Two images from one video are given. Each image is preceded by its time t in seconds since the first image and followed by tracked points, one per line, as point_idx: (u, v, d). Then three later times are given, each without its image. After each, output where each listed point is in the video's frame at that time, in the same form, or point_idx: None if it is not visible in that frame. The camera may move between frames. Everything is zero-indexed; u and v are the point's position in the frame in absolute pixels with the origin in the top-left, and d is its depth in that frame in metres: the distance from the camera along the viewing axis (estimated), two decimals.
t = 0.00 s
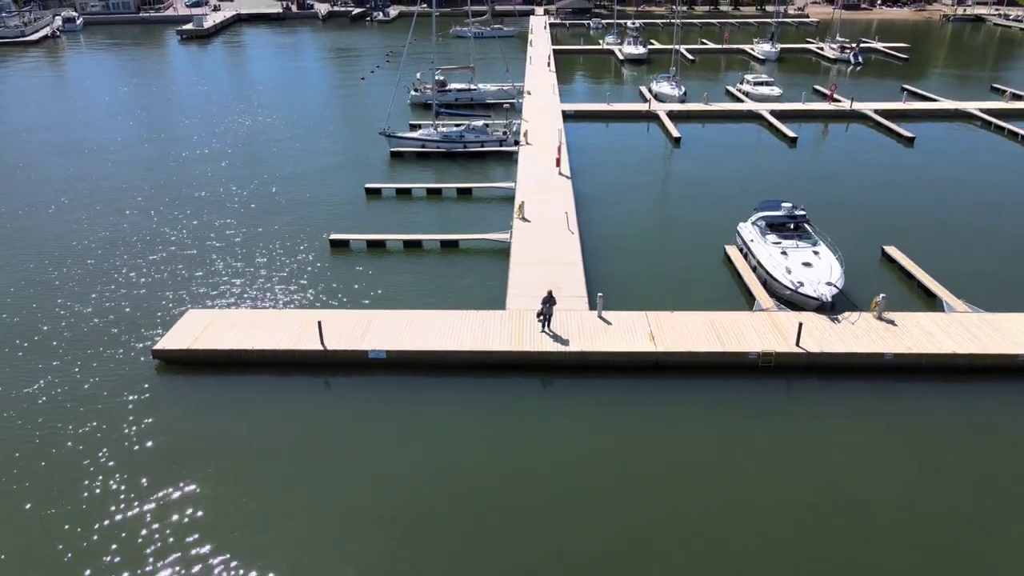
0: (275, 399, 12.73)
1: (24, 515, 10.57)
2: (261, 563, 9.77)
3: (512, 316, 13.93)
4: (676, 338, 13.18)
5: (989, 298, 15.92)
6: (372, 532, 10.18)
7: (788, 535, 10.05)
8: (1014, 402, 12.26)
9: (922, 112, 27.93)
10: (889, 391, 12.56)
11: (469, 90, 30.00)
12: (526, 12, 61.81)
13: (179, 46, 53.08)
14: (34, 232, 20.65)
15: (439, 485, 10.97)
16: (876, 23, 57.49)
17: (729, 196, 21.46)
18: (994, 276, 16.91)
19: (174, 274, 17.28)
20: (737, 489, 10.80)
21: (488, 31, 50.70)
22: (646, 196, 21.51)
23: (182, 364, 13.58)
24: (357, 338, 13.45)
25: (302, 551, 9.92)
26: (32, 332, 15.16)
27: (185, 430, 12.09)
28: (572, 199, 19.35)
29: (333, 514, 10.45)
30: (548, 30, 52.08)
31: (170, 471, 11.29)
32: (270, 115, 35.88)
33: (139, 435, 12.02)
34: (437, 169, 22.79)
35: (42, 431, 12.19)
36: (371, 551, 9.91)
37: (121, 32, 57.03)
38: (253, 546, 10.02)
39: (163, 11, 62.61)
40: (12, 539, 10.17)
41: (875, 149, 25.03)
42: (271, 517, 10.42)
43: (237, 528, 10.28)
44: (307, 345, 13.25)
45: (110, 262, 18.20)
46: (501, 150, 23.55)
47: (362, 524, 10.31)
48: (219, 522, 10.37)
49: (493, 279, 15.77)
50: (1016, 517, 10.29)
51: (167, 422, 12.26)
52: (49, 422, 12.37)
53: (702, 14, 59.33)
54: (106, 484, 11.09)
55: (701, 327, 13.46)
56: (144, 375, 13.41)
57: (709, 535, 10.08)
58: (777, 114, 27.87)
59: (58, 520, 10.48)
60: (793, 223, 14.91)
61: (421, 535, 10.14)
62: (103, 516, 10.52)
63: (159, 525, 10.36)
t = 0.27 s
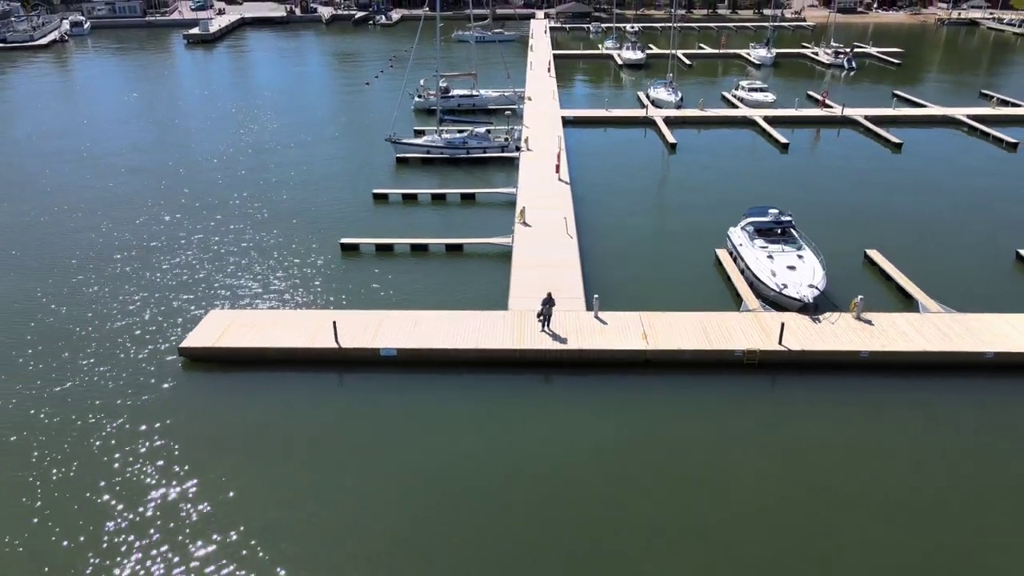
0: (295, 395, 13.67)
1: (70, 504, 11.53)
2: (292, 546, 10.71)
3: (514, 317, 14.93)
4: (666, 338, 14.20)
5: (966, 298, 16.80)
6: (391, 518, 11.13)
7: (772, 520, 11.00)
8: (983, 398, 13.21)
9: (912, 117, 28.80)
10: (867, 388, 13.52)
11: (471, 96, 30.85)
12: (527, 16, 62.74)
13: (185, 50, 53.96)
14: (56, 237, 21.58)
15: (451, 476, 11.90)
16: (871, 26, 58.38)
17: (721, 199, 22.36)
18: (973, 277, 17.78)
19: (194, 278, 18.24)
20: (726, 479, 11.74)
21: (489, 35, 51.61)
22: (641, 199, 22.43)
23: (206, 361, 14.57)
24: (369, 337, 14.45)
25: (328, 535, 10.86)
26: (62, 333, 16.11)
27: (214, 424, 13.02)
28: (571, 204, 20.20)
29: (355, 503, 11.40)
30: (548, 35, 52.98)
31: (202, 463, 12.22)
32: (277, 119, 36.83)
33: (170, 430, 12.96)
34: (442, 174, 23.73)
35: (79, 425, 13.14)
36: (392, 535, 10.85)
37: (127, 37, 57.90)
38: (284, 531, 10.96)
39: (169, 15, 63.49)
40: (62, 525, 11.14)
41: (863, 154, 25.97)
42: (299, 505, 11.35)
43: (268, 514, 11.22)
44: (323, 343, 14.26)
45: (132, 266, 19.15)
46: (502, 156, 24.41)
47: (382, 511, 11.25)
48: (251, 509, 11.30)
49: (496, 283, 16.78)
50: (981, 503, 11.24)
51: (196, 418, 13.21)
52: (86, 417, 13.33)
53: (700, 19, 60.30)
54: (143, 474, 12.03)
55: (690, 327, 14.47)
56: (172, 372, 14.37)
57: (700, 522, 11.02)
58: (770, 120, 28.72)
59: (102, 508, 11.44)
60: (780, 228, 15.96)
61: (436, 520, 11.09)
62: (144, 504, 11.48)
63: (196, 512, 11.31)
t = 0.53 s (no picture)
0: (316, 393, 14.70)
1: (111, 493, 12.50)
2: (318, 528, 11.72)
3: (516, 317, 16.02)
4: (658, 337, 15.30)
5: (942, 299, 17.85)
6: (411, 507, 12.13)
7: (759, 513, 12.04)
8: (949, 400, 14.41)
9: (899, 124, 29.85)
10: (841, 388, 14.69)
11: (475, 102, 31.84)
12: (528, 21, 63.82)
13: (193, 55, 55.00)
14: (79, 240, 22.56)
15: (464, 468, 12.90)
16: (867, 31, 59.42)
17: (714, 204, 23.40)
18: (949, 279, 18.82)
19: (215, 280, 19.25)
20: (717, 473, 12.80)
21: (491, 40, 52.66)
22: (637, 204, 23.45)
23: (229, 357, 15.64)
24: (382, 336, 15.54)
25: (354, 522, 11.83)
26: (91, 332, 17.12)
27: (240, 420, 13.97)
28: (571, 211, 21.21)
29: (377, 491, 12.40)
30: (548, 40, 54.03)
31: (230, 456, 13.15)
32: (285, 123, 37.86)
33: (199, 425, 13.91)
34: (446, 180, 24.74)
35: (113, 419, 14.15)
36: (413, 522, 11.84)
37: (135, 41, 58.87)
38: (315, 516, 11.94)
39: (175, 19, 64.51)
40: (104, 511, 12.11)
41: (851, 160, 27.02)
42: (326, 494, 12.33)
43: (297, 502, 12.18)
44: (340, 341, 15.34)
45: (155, 269, 20.13)
46: (505, 162, 25.39)
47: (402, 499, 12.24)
48: (278, 497, 12.27)
49: (499, 286, 17.87)
50: (947, 498, 12.35)
51: (223, 413, 14.18)
52: (120, 412, 14.32)
53: (698, 24, 61.38)
54: (176, 466, 12.98)
55: (680, 326, 15.57)
56: (196, 370, 15.36)
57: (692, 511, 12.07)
58: (764, 127, 29.76)
59: (141, 496, 12.40)
60: (766, 233, 17.30)
61: (452, 509, 12.07)
62: (178, 494, 12.44)
63: (229, 500, 12.26)
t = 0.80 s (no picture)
0: (327, 391, 15.55)
1: (138, 485, 13.36)
2: (336, 511, 12.66)
3: (517, 316, 17.00)
4: (650, 335, 16.28)
5: (921, 299, 18.77)
6: (419, 497, 12.96)
7: (745, 503, 12.88)
8: (924, 396, 15.29)
9: (889, 130, 30.78)
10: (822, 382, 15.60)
11: (477, 108, 32.75)
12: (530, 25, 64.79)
13: (199, 59, 55.98)
14: (98, 242, 23.51)
15: (469, 461, 13.72)
16: (863, 35, 60.35)
17: (707, 208, 24.32)
18: (930, 280, 19.74)
19: (230, 282, 20.19)
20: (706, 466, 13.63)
21: (493, 44, 53.62)
22: (634, 207, 24.36)
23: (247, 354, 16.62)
24: (391, 334, 16.53)
25: (367, 509, 12.69)
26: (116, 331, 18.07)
27: (256, 417, 14.82)
28: (570, 216, 22.16)
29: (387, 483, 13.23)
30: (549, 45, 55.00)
31: (248, 451, 13.97)
32: (291, 126, 38.82)
33: (217, 422, 14.74)
34: (449, 184, 25.66)
35: (139, 414, 15.08)
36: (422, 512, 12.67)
37: (142, 45, 59.94)
38: (330, 507, 12.77)
39: (182, 23, 65.54)
40: (135, 502, 13.00)
41: (841, 166, 27.97)
42: (339, 486, 13.15)
43: (314, 493, 13.01)
44: (352, 339, 16.35)
45: (172, 271, 21.08)
46: (506, 167, 26.31)
47: (411, 491, 13.07)
48: (298, 484, 13.22)
49: (501, 287, 18.87)
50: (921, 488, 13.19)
51: (240, 411, 15.01)
52: (145, 407, 15.25)
53: (697, 28, 62.34)
54: (199, 457, 13.88)
55: (671, 325, 16.56)
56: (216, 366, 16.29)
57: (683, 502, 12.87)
58: (757, 132, 30.68)
59: (170, 483, 13.37)
60: (755, 237, 18.39)
61: (458, 500, 12.91)
62: (202, 483, 13.34)
63: (253, 485, 13.21)
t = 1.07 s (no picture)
0: (340, 390, 16.41)
1: (166, 479, 14.25)
2: (351, 501, 13.57)
3: (518, 315, 18.05)
4: (643, 334, 17.35)
5: (904, 298, 19.71)
6: (431, 491, 13.80)
7: (735, 492, 13.77)
8: (904, 392, 16.20)
9: (880, 135, 31.71)
10: (806, 379, 16.55)
11: (479, 113, 33.69)
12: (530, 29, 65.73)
13: (205, 63, 56.89)
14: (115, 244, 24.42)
15: (477, 456, 14.55)
16: (858, 39, 61.34)
17: (701, 210, 25.24)
18: (912, 280, 20.68)
19: (244, 282, 21.16)
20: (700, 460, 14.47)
21: (494, 48, 54.54)
22: (631, 209, 25.30)
23: (264, 350, 17.63)
24: (400, 332, 17.58)
25: (381, 499, 13.59)
26: (138, 330, 19.01)
27: (274, 415, 15.68)
28: (569, 220, 23.14)
29: (401, 477, 14.08)
30: (549, 49, 55.94)
31: (268, 447, 14.82)
32: (297, 130, 39.72)
33: (237, 420, 15.59)
34: (453, 188, 26.61)
35: (164, 409, 16.01)
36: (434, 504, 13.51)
37: (148, 49, 60.84)
38: (347, 500, 13.61)
39: (186, 27, 66.43)
40: (164, 493, 13.91)
41: (832, 170, 28.91)
42: (356, 480, 13.99)
43: (332, 487, 13.86)
44: (363, 338, 17.39)
45: (189, 272, 22.02)
46: (508, 172, 27.24)
47: (423, 484, 13.90)
48: (314, 475, 14.12)
49: (503, 287, 19.83)
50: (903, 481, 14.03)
51: (259, 409, 15.88)
52: (170, 400, 16.24)
53: (695, 32, 63.31)
54: (221, 450, 14.79)
55: (663, 325, 17.62)
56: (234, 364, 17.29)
57: (678, 494, 13.73)
58: (751, 137, 31.61)
59: (197, 474, 14.30)
60: (746, 239, 19.46)
61: (468, 493, 13.74)
62: (225, 473, 14.25)
63: (272, 476, 14.12)
